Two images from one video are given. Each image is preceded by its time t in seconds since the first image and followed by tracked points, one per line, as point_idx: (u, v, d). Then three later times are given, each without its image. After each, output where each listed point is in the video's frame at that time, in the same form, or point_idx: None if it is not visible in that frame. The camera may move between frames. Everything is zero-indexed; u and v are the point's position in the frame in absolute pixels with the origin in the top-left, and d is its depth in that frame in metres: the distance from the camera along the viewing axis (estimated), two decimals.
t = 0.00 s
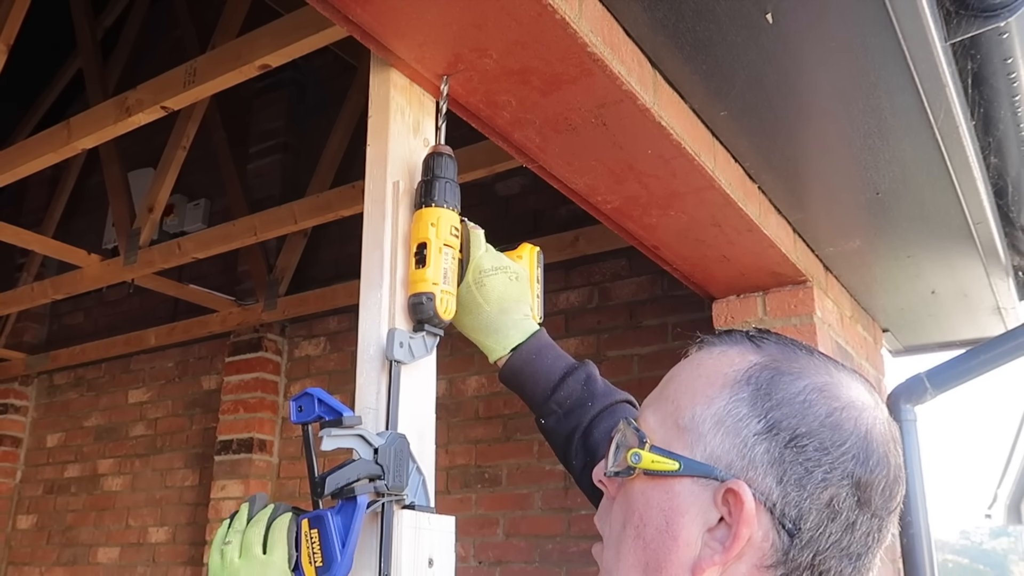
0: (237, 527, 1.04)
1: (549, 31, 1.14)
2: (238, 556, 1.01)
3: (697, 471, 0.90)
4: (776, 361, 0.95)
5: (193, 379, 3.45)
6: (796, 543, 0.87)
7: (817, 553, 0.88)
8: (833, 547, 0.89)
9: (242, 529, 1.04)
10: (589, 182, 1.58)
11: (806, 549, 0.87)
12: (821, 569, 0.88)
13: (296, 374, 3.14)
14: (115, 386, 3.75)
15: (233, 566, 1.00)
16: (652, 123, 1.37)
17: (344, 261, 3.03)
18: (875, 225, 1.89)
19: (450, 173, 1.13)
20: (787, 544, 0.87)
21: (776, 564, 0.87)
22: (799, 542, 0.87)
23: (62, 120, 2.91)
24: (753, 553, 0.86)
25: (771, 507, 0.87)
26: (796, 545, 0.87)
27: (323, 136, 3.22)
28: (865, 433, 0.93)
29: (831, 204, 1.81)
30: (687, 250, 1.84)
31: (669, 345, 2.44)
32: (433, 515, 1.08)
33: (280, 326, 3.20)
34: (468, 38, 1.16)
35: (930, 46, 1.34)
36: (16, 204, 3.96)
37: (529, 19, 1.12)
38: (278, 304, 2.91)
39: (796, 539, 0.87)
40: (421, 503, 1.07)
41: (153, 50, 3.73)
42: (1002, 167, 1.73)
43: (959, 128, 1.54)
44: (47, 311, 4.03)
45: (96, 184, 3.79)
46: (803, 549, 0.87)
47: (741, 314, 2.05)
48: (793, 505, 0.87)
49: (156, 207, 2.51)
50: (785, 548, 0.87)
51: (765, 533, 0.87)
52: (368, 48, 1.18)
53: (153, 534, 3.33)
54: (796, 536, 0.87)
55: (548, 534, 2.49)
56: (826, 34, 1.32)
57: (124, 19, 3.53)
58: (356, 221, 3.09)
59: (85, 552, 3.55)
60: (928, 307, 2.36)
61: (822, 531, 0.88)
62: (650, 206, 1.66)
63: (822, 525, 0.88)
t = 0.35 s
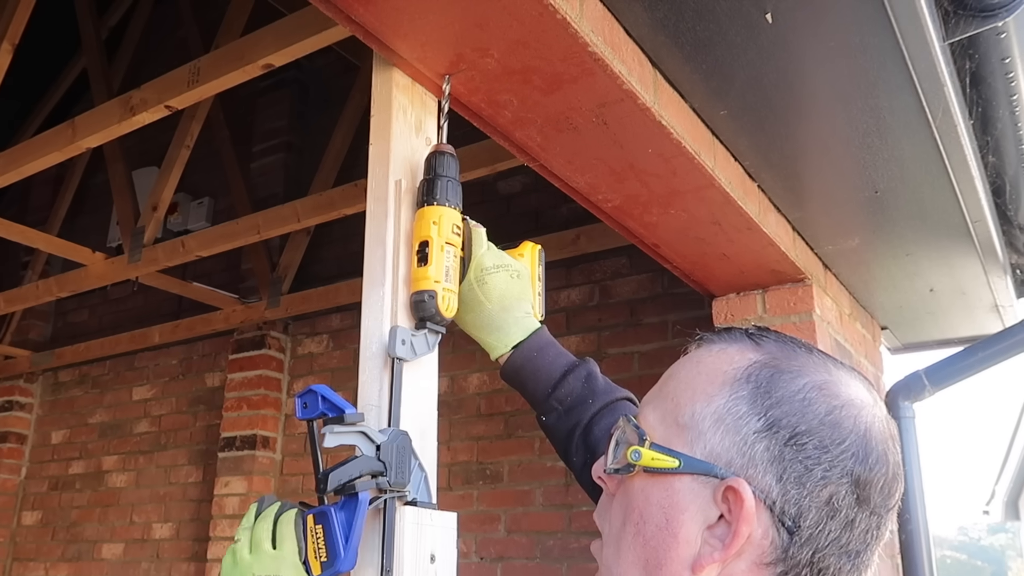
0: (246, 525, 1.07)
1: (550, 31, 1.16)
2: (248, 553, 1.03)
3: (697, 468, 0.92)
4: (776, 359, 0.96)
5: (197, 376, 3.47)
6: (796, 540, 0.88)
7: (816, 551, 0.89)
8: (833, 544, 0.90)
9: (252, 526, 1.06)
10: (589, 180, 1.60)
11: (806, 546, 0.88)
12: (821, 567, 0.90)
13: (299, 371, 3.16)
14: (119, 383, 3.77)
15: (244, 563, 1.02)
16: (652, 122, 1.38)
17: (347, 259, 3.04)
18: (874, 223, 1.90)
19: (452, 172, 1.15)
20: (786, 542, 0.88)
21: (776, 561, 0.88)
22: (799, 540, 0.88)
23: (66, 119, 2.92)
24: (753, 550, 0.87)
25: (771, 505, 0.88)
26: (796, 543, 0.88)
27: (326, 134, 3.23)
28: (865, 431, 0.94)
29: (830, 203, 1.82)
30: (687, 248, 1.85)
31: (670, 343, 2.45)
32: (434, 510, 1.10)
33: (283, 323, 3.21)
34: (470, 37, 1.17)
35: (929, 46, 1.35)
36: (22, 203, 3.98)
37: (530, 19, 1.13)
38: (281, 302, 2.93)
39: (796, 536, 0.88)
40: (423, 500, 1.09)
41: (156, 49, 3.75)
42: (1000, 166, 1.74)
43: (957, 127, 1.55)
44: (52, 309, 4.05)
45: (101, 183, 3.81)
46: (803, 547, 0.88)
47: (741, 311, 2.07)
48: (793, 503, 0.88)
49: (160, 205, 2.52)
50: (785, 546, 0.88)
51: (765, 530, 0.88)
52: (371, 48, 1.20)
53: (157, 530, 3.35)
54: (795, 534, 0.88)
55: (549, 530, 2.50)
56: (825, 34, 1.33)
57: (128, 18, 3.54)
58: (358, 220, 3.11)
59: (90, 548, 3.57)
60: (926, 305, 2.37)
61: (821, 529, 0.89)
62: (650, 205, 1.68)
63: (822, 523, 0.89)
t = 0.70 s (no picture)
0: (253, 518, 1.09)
1: (551, 30, 1.17)
2: (250, 541, 1.05)
3: (695, 465, 0.93)
4: (774, 357, 0.98)
5: (201, 373, 3.49)
6: (793, 536, 0.89)
7: (813, 547, 0.90)
8: (830, 540, 0.91)
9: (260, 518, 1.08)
10: (590, 179, 1.61)
11: (803, 542, 0.90)
12: (818, 562, 0.91)
13: (302, 369, 3.17)
14: (124, 380, 3.79)
15: (243, 549, 1.04)
16: (653, 121, 1.39)
17: (349, 257, 3.06)
18: (873, 221, 1.92)
19: (453, 171, 1.16)
20: (784, 538, 0.89)
21: (774, 557, 0.89)
22: (796, 536, 0.89)
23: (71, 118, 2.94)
24: (751, 546, 0.89)
25: (769, 501, 0.89)
26: (793, 539, 0.89)
27: (329, 134, 3.25)
28: (861, 428, 0.96)
29: (829, 201, 1.84)
30: (687, 246, 1.86)
31: (670, 340, 2.47)
32: (436, 507, 1.11)
33: (286, 321, 3.23)
34: (472, 37, 1.19)
35: (928, 46, 1.36)
36: (26, 201, 4.00)
37: (531, 19, 1.14)
38: (284, 300, 2.94)
39: (793, 533, 0.89)
40: (425, 496, 1.10)
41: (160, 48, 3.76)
42: (997, 164, 1.76)
43: (956, 126, 1.57)
44: (57, 306, 4.07)
45: (105, 182, 3.82)
46: (800, 543, 0.89)
47: (740, 309, 2.08)
48: (790, 499, 0.90)
49: (164, 204, 2.54)
50: (782, 542, 0.89)
51: (762, 527, 0.89)
52: (373, 47, 1.21)
53: (161, 526, 3.37)
54: (793, 530, 0.89)
55: (550, 526, 2.52)
56: (825, 33, 1.34)
57: (132, 18, 3.56)
58: (361, 218, 3.12)
59: (94, 544, 3.59)
60: (925, 303, 2.38)
61: (818, 525, 0.91)
62: (651, 204, 1.69)
63: (819, 519, 0.91)
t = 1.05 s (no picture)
0: (252, 510, 1.09)
1: (553, 30, 1.18)
2: (249, 540, 1.06)
3: (692, 459, 0.94)
4: (775, 356, 0.98)
5: (204, 370, 3.51)
6: (784, 534, 0.90)
7: (804, 546, 0.91)
8: (821, 540, 0.92)
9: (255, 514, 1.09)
10: (591, 178, 1.62)
11: (794, 541, 0.90)
12: (808, 561, 0.92)
13: (305, 366, 3.19)
14: (128, 377, 3.81)
15: (244, 552, 1.05)
16: (653, 121, 1.41)
17: (352, 256, 3.07)
18: (872, 219, 1.93)
19: (455, 169, 1.18)
20: (775, 536, 0.90)
21: (764, 555, 0.90)
22: (787, 534, 0.90)
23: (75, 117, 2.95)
24: (742, 542, 0.90)
25: (761, 498, 0.91)
26: (784, 537, 0.90)
27: (331, 132, 3.26)
28: (859, 430, 0.96)
29: (828, 200, 1.85)
30: (687, 245, 1.88)
31: (670, 338, 2.48)
32: (438, 503, 1.12)
33: (289, 319, 3.25)
34: (473, 37, 1.20)
35: (926, 46, 1.37)
36: (31, 200, 4.02)
37: (532, 19, 1.16)
38: (287, 298, 2.96)
39: (784, 530, 0.90)
40: (427, 492, 1.12)
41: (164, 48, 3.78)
42: (995, 163, 1.78)
43: (954, 125, 1.58)
44: (62, 304, 4.09)
45: (109, 180, 3.84)
46: (791, 541, 0.90)
47: (740, 307, 2.09)
48: (782, 497, 0.91)
49: (168, 202, 2.56)
50: (773, 539, 0.90)
51: (754, 523, 0.90)
52: (376, 47, 1.22)
53: (165, 523, 3.39)
54: (784, 528, 0.90)
55: (551, 522, 2.54)
56: (824, 33, 1.36)
57: (137, 17, 3.57)
58: (363, 217, 3.14)
59: (98, 540, 3.62)
60: (923, 301, 2.39)
61: (810, 524, 0.92)
62: (651, 202, 1.70)
63: (811, 519, 0.92)
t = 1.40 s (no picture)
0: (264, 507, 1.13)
1: (553, 30, 1.19)
2: (259, 527, 1.09)
3: (692, 455, 0.96)
4: (779, 354, 0.99)
5: (208, 368, 3.53)
6: (781, 531, 0.91)
7: (801, 544, 0.92)
8: (818, 539, 0.93)
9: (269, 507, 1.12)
10: (592, 176, 1.64)
11: (791, 539, 0.91)
12: (805, 560, 0.92)
13: (308, 363, 3.21)
14: (132, 375, 3.83)
15: (253, 536, 1.07)
16: (653, 119, 1.42)
17: (354, 254, 3.09)
18: (871, 218, 1.94)
19: (457, 168, 1.19)
20: (771, 533, 0.91)
21: (761, 551, 0.91)
22: (784, 532, 0.91)
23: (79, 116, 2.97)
24: (740, 538, 0.91)
25: (759, 495, 0.92)
26: (781, 534, 0.91)
27: (334, 131, 3.27)
28: (860, 431, 0.96)
29: (827, 198, 1.86)
30: (687, 243, 1.89)
31: (670, 335, 2.50)
32: (441, 499, 1.14)
33: (292, 316, 3.26)
34: (475, 37, 1.21)
35: (924, 46, 1.38)
36: (36, 199, 4.04)
37: (534, 19, 1.17)
38: (291, 296, 2.98)
39: (781, 527, 0.91)
40: (429, 489, 1.13)
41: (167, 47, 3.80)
42: (993, 162, 1.79)
43: (953, 125, 1.59)
44: (66, 302, 4.11)
45: (113, 179, 3.86)
46: (788, 539, 0.91)
47: (740, 305, 2.11)
48: (780, 495, 0.91)
49: (172, 201, 2.57)
50: (769, 536, 0.91)
51: (751, 520, 0.91)
52: (378, 47, 1.23)
53: (168, 519, 3.41)
54: (781, 526, 0.91)
55: (553, 518, 2.55)
56: (823, 32, 1.37)
57: (141, 17, 3.59)
58: (365, 215, 3.15)
59: (102, 536, 3.64)
60: (922, 299, 2.41)
61: (807, 523, 0.92)
62: (651, 201, 1.72)
63: (808, 517, 0.92)
